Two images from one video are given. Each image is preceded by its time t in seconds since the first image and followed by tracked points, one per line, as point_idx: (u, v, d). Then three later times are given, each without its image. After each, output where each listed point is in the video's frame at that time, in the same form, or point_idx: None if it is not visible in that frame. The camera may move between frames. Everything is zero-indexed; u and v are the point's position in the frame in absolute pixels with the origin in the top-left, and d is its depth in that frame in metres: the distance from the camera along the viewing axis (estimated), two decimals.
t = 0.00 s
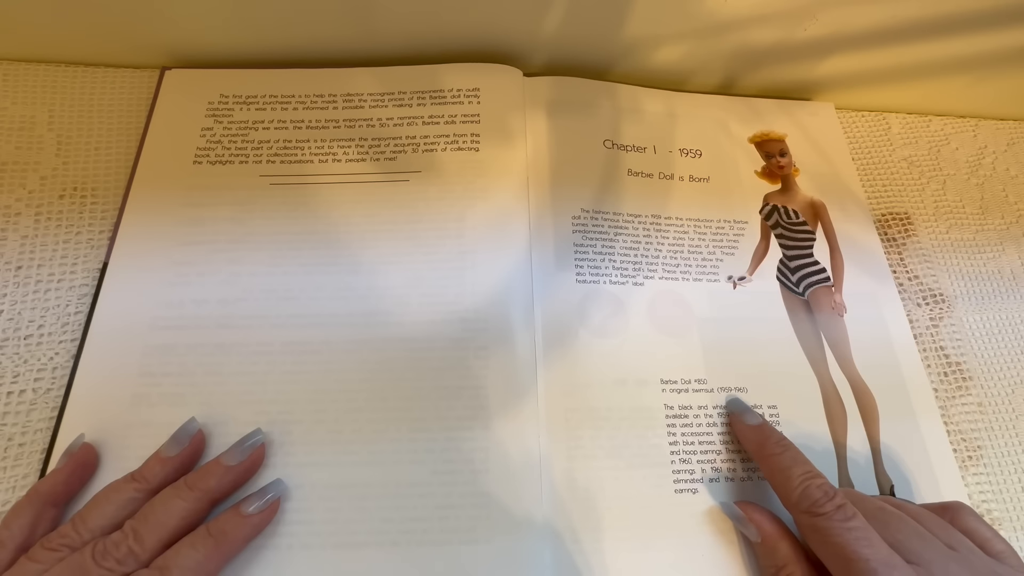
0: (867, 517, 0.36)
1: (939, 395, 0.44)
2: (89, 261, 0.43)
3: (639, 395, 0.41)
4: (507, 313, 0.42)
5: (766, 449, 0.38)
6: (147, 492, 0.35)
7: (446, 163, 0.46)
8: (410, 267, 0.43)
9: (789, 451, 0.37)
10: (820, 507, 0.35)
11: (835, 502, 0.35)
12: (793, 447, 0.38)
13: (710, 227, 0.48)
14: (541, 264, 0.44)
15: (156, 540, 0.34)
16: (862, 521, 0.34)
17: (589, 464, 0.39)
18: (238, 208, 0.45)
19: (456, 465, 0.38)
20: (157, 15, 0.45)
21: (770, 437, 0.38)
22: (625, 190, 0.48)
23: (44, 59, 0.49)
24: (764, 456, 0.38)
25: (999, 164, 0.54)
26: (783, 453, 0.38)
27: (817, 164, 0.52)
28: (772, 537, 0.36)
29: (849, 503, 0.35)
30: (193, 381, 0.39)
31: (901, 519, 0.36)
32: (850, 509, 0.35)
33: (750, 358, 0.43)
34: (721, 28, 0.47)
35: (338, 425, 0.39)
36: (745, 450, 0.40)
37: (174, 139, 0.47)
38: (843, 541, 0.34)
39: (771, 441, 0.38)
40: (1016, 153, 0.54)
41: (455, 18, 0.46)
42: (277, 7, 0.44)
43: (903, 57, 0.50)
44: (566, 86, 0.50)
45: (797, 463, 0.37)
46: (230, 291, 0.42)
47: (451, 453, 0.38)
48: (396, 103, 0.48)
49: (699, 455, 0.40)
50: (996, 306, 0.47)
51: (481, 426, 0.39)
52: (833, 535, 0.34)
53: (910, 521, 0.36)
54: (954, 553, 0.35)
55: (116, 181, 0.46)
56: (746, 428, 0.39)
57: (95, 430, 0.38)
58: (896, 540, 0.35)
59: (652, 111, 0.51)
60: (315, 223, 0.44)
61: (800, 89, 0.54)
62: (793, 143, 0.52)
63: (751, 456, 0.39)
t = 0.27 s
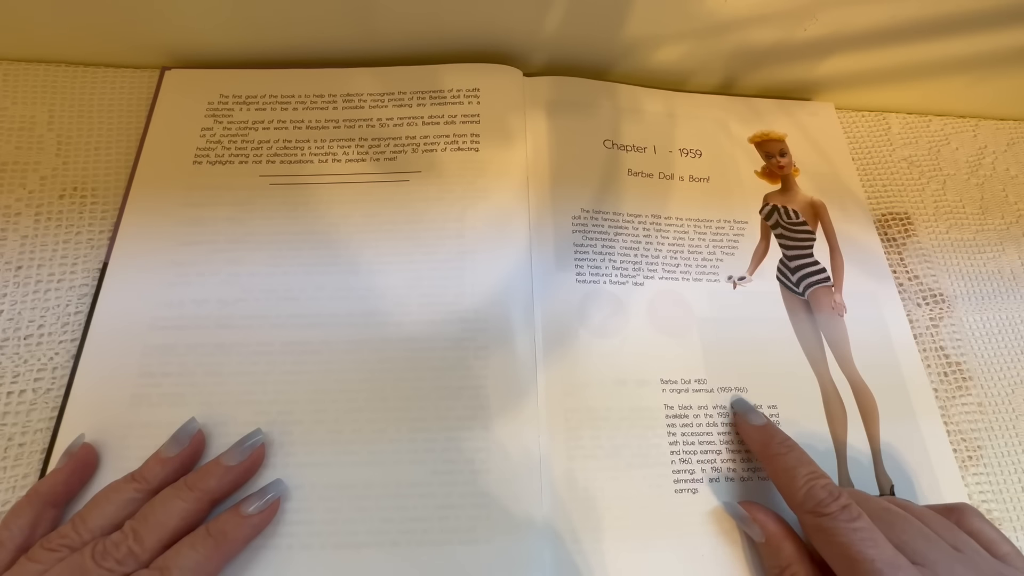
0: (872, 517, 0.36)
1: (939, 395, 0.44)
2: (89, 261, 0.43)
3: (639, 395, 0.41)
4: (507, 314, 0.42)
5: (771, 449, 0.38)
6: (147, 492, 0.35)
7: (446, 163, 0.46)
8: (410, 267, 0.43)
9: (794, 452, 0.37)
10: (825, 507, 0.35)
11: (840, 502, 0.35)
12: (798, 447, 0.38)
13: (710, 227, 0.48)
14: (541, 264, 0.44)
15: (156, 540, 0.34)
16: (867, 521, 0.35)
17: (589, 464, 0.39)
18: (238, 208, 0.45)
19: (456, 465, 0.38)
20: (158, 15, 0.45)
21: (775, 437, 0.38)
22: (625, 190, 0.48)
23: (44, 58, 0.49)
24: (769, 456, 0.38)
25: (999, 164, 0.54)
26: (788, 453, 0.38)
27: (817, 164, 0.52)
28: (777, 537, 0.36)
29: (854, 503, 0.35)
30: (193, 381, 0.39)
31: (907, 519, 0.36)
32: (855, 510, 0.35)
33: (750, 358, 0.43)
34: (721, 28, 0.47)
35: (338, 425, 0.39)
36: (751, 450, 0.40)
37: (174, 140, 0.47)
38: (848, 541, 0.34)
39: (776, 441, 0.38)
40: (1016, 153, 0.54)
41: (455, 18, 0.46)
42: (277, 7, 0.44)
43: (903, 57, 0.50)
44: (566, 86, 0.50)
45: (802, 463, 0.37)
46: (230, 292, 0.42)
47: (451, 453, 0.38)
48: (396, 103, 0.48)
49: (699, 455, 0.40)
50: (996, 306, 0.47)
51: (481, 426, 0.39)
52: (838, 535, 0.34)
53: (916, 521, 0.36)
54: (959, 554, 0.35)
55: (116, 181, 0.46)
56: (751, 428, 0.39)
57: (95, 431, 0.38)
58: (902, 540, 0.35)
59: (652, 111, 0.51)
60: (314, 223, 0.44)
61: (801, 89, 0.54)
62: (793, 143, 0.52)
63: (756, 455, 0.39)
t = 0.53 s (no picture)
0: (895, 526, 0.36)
1: (939, 395, 0.44)
2: (89, 261, 0.43)
3: (639, 395, 0.41)
4: (508, 314, 0.42)
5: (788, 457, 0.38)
6: (147, 492, 0.35)
7: (446, 163, 0.46)
8: (410, 267, 0.43)
9: (811, 459, 0.37)
10: (846, 514, 0.35)
11: (861, 509, 0.35)
12: (815, 454, 0.38)
13: (710, 227, 0.48)
14: (541, 264, 0.44)
15: (156, 541, 0.34)
16: (890, 527, 0.34)
17: (589, 464, 0.39)
18: (238, 208, 0.45)
19: (456, 465, 0.38)
20: (158, 15, 0.45)
21: (791, 445, 0.39)
22: (625, 190, 0.48)
23: (44, 58, 0.49)
24: (786, 463, 0.38)
25: (999, 164, 0.54)
26: (805, 460, 0.38)
27: (817, 164, 0.52)
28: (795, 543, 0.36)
29: (875, 510, 0.35)
30: (193, 381, 0.39)
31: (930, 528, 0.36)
32: (876, 515, 0.35)
33: (750, 358, 0.43)
34: (721, 28, 0.47)
35: (338, 425, 0.39)
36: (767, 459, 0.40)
37: (174, 140, 0.47)
38: (869, 547, 0.34)
39: (792, 449, 0.38)
40: (1016, 153, 0.54)
41: (455, 18, 0.46)
42: (277, 7, 0.44)
43: (903, 57, 0.50)
44: (567, 86, 0.50)
45: (819, 469, 0.37)
46: (230, 292, 0.42)
47: (451, 453, 0.38)
48: (396, 103, 0.48)
49: (699, 455, 0.40)
50: (996, 306, 0.47)
51: (481, 426, 0.39)
52: (860, 541, 0.34)
53: (938, 531, 0.36)
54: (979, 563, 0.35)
55: (116, 181, 0.46)
56: (767, 436, 0.40)
57: (95, 431, 0.38)
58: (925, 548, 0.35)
59: (652, 111, 0.51)
60: (314, 223, 0.44)
61: (800, 89, 0.54)
62: (793, 143, 0.52)
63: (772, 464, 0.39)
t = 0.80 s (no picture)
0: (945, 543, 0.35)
1: (939, 395, 0.44)
2: (89, 261, 0.43)
3: (639, 395, 0.41)
4: (508, 314, 0.42)
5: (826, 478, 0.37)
6: (147, 493, 0.35)
7: (446, 163, 0.46)
8: (410, 267, 0.43)
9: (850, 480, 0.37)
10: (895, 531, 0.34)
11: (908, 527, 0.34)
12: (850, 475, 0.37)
13: (710, 227, 0.48)
14: (541, 264, 0.44)
15: (156, 541, 0.34)
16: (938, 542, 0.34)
17: (589, 464, 0.39)
18: (238, 208, 0.45)
19: (456, 466, 0.38)
20: (158, 15, 0.45)
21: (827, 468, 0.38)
22: (625, 190, 0.48)
23: (43, 58, 0.49)
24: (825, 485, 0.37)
25: (999, 164, 0.54)
26: (885, 524, 0.36)
27: (817, 164, 0.52)
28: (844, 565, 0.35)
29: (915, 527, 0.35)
30: (193, 381, 0.39)
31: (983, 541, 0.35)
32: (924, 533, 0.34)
33: (750, 358, 0.43)
34: (721, 28, 0.47)
35: (339, 425, 0.39)
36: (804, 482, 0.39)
37: (174, 140, 0.47)
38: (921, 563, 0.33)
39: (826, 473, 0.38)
40: (1016, 153, 0.54)
41: (455, 18, 0.46)
42: (277, 7, 0.44)
43: (903, 57, 0.50)
44: (567, 86, 0.50)
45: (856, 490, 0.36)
46: (230, 292, 0.42)
47: (451, 454, 0.38)
48: (396, 103, 0.48)
49: (699, 455, 0.40)
50: (996, 306, 0.47)
51: (481, 426, 0.39)
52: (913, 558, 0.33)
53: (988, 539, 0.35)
54: None
55: (116, 181, 0.46)
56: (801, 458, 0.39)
57: (95, 431, 0.38)
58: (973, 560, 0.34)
59: (653, 111, 0.51)
60: (314, 223, 0.44)
61: (800, 89, 0.54)
62: (793, 143, 0.52)
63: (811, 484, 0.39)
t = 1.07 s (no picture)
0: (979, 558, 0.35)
1: (939, 395, 0.44)
2: (89, 261, 0.43)
3: (639, 395, 0.41)
4: (508, 314, 0.42)
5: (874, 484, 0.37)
6: (147, 493, 0.35)
7: (446, 163, 0.46)
8: (410, 267, 0.43)
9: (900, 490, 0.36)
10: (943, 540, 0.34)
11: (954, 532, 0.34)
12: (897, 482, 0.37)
13: (711, 227, 0.48)
14: (541, 264, 0.44)
15: (156, 541, 0.34)
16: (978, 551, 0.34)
17: (590, 464, 0.39)
18: (238, 208, 0.45)
19: (457, 466, 0.38)
20: (158, 15, 0.45)
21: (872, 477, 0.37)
22: (625, 190, 0.48)
23: (43, 58, 0.49)
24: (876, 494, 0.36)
25: (999, 164, 0.54)
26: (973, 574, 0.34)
27: (817, 164, 0.52)
28: None
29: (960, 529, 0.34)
30: (193, 382, 0.39)
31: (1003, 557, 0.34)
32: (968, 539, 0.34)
33: (749, 359, 0.43)
34: (721, 28, 0.47)
35: (339, 426, 0.39)
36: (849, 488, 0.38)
37: (174, 140, 0.47)
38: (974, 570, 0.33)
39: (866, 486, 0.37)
40: (1016, 153, 0.54)
41: (455, 18, 0.46)
42: (278, 7, 0.44)
43: (903, 58, 0.50)
44: (567, 86, 0.50)
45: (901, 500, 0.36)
46: (230, 292, 0.42)
47: (451, 454, 0.38)
48: (396, 103, 0.48)
49: (699, 455, 0.40)
50: (996, 306, 0.47)
51: (481, 426, 0.39)
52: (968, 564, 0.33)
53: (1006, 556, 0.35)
54: None
55: (116, 181, 0.46)
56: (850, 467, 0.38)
57: (95, 431, 0.38)
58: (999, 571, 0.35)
59: (653, 111, 0.51)
60: (314, 223, 0.44)
61: (800, 89, 0.54)
62: (793, 143, 0.52)
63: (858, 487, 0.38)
